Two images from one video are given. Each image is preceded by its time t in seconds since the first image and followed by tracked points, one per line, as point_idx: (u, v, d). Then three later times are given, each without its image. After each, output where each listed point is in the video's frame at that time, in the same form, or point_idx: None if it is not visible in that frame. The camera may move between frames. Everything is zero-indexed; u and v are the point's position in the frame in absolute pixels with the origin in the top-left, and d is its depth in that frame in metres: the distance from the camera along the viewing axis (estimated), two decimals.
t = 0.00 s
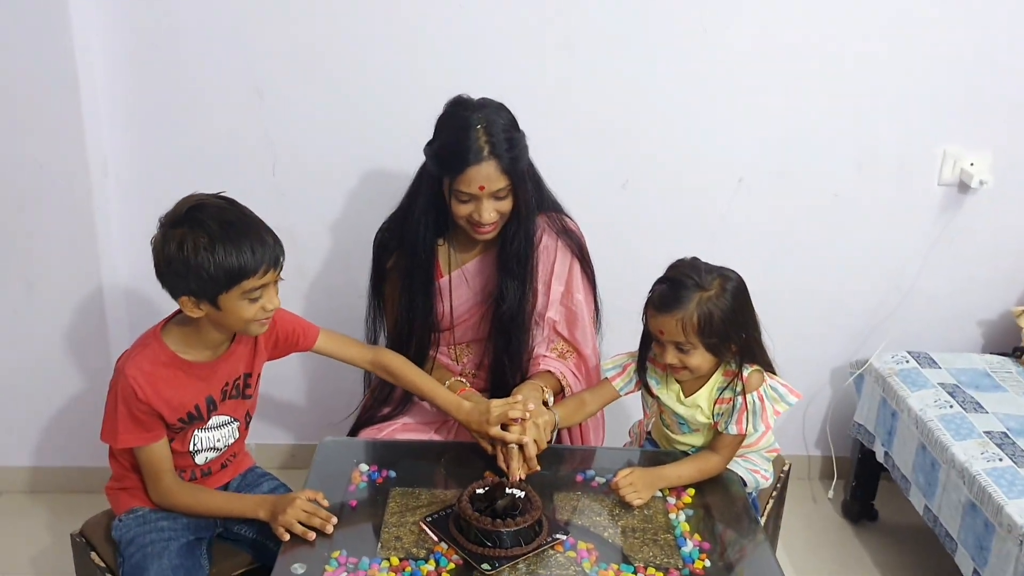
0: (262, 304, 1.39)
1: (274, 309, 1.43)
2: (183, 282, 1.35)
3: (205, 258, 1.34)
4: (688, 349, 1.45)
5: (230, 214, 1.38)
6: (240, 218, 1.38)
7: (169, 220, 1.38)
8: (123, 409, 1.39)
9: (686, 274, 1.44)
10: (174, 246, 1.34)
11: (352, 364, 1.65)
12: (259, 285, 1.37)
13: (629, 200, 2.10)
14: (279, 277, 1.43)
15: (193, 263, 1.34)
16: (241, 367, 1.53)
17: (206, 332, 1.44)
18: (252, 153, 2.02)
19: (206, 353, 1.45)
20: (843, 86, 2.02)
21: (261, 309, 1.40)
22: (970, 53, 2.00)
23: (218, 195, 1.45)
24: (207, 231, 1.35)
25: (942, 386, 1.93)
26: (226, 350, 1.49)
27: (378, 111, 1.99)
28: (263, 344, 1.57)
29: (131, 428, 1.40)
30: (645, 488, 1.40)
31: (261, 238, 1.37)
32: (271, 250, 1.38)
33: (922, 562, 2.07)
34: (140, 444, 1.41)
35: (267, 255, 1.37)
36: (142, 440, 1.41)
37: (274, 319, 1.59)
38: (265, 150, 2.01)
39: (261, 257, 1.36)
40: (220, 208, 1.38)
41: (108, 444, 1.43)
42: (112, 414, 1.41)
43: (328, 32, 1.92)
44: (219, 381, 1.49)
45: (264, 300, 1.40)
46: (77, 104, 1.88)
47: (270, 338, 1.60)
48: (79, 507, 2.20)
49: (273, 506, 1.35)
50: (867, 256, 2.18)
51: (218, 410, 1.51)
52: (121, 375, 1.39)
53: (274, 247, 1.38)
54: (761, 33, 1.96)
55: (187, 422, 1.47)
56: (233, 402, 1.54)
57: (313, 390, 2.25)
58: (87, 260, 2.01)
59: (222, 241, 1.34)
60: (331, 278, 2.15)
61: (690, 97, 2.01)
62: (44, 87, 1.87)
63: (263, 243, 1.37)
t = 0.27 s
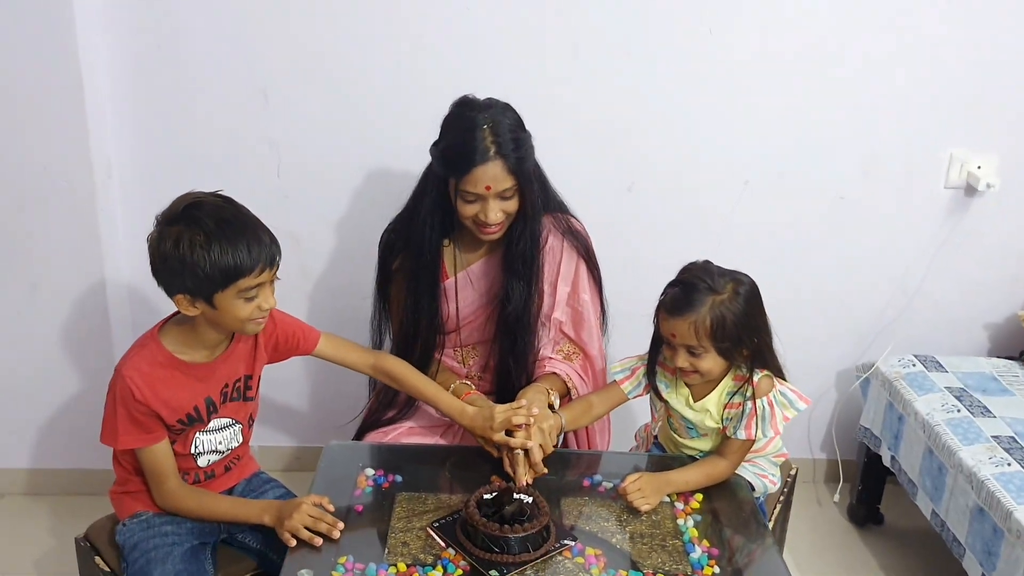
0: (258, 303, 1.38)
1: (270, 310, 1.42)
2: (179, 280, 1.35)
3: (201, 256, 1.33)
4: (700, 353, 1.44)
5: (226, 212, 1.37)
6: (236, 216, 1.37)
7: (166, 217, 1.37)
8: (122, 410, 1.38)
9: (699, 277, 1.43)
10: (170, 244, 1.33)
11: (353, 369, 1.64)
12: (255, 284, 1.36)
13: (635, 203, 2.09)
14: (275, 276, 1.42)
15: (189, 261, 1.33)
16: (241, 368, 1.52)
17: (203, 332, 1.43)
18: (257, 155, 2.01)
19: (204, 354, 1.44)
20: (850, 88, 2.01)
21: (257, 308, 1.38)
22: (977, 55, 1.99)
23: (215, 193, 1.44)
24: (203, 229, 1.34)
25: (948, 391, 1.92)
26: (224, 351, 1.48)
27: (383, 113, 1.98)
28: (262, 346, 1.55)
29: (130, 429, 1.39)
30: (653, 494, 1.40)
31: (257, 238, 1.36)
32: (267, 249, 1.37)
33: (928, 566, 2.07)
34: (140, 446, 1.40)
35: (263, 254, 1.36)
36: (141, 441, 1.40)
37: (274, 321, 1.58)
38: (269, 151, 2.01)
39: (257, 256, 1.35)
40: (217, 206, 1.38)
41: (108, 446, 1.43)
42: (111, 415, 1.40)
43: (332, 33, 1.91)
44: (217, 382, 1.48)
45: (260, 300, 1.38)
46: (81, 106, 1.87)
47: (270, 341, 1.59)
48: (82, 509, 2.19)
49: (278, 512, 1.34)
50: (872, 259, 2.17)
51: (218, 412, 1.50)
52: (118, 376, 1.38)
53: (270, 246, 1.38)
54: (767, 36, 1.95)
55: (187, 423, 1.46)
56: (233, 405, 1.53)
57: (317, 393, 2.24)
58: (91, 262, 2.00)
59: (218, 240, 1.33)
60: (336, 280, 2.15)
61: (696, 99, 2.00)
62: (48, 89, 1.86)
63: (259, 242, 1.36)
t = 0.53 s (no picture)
0: (255, 302, 1.37)
1: (268, 309, 1.40)
2: (175, 280, 1.33)
3: (196, 254, 1.32)
4: (711, 355, 1.44)
5: (223, 211, 1.36)
6: (232, 215, 1.36)
7: (160, 217, 1.36)
8: (123, 413, 1.37)
9: (713, 279, 1.43)
10: (165, 243, 1.32)
11: (356, 371, 1.63)
12: (251, 282, 1.35)
13: (640, 204, 2.09)
14: (272, 276, 1.40)
15: (184, 261, 1.32)
16: (242, 370, 1.50)
17: (201, 333, 1.41)
18: (261, 156, 2.00)
19: (202, 355, 1.43)
20: (856, 89, 2.00)
21: (254, 307, 1.37)
22: (983, 56, 1.99)
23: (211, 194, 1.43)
24: (197, 228, 1.32)
25: (955, 393, 1.91)
26: (224, 353, 1.46)
27: (388, 114, 1.98)
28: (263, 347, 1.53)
29: (131, 432, 1.38)
30: (662, 497, 1.39)
31: (253, 236, 1.35)
32: (264, 248, 1.36)
33: (934, 568, 2.06)
34: (144, 449, 1.39)
35: (260, 253, 1.35)
36: (144, 444, 1.39)
37: (275, 322, 1.57)
38: (274, 153, 2.00)
39: (254, 255, 1.34)
40: (212, 205, 1.36)
41: (111, 450, 1.41)
42: (112, 418, 1.39)
43: (336, 35, 1.90)
44: (218, 384, 1.46)
45: (257, 299, 1.37)
46: (84, 108, 1.87)
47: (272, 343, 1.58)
48: (86, 512, 2.18)
49: (285, 517, 1.34)
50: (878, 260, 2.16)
51: (220, 414, 1.48)
52: (118, 379, 1.37)
53: (266, 245, 1.37)
54: (771, 37, 1.94)
55: (189, 426, 1.44)
56: (235, 406, 1.50)
57: (322, 395, 2.24)
58: (96, 264, 2.00)
59: (213, 238, 1.32)
60: (340, 282, 2.14)
61: (701, 100, 1.99)
62: (51, 91, 1.85)
63: (255, 242, 1.35)
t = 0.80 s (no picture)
0: (251, 306, 1.35)
1: (264, 313, 1.38)
2: (169, 286, 1.31)
3: (189, 261, 1.30)
4: (718, 358, 1.45)
5: (216, 215, 1.33)
6: (226, 219, 1.34)
7: (153, 222, 1.34)
8: (123, 420, 1.36)
9: (723, 281, 1.43)
10: (158, 248, 1.30)
11: (358, 374, 1.63)
12: (246, 287, 1.33)
13: (642, 207, 2.09)
14: (267, 279, 1.39)
15: (178, 266, 1.30)
16: (241, 374, 1.49)
17: (198, 337, 1.40)
18: (262, 161, 2.00)
19: (199, 360, 1.41)
20: (857, 92, 2.00)
21: (250, 311, 1.35)
22: (984, 59, 1.99)
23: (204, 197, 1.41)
24: (191, 233, 1.30)
25: (957, 396, 1.91)
26: (223, 356, 1.45)
27: (389, 118, 1.97)
28: (262, 350, 1.52)
29: (131, 438, 1.37)
30: (665, 503, 1.39)
31: (247, 240, 1.33)
32: (257, 252, 1.34)
33: (937, 570, 2.06)
34: (145, 456, 1.37)
35: (253, 257, 1.33)
36: (145, 451, 1.37)
37: (275, 327, 1.56)
38: (275, 157, 2.00)
39: (247, 259, 1.32)
40: (205, 210, 1.34)
41: (112, 457, 1.40)
42: (112, 425, 1.38)
43: (337, 39, 1.90)
44: (218, 389, 1.45)
45: (253, 303, 1.35)
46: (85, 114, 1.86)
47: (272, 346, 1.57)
48: (88, 517, 2.18)
49: (288, 524, 1.33)
50: (879, 263, 2.16)
51: (221, 419, 1.47)
52: (117, 386, 1.36)
53: (260, 248, 1.34)
54: (773, 40, 1.94)
55: (189, 431, 1.43)
56: (235, 410, 1.49)
57: (323, 398, 2.24)
58: (97, 269, 1.99)
59: (207, 243, 1.30)
60: (341, 286, 2.14)
61: (702, 104, 1.99)
62: (52, 96, 1.85)
63: (249, 245, 1.33)
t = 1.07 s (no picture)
0: (250, 308, 1.34)
1: (263, 314, 1.37)
2: (167, 290, 1.30)
3: (186, 265, 1.28)
4: (721, 357, 1.44)
5: (211, 218, 1.32)
6: (222, 222, 1.33)
7: (150, 226, 1.33)
8: (123, 424, 1.35)
9: (729, 281, 1.43)
10: (155, 252, 1.29)
11: (357, 373, 1.62)
12: (244, 289, 1.32)
13: (641, 209, 2.08)
14: (265, 280, 1.37)
15: (175, 270, 1.29)
16: (241, 376, 1.48)
17: (198, 340, 1.39)
18: (260, 163, 1.99)
19: (199, 362, 1.40)
20: (857, 93, 2.00)
21: (249, 313, 1.34)
22: (983, 60, 1.99)
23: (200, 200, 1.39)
24: (187, 237, 1.29)
25: (957, 397, 1.91)
26: (223, 358, 1.44)
27: (388, 120, 1.97)
28: (262, 352, 1.51)
29: (131, 442, 1.36)
30: (666, 506, 1.38)
31: (243, 242, 1.31)
32: (254, 254, 1.32)
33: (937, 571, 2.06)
34: (144, 459, 1.36)
35: (251, 259, 1.32)
36: (144, 455, 1.36)
37: (274, 327, 1.55)
38: (273, 159, 1.99)
39: (245, 261, 1.31)
40: (200, 213, 1.33)
41: (112, 461, 1.39)
42: (112, 428, 1.37)
43: (336, 42, 1.90)
44: (218, 391, 1.44)
45: (251, 304, 1.34)
46: (84, 117, 1.85)
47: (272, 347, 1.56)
48: (86, 521, 2.17)
49: (288, 528, 1.32)
50: (879, 265, 2.16)
51: (221, 421, 1.46)
52: (116, 390, 1.34)
53: (257, 250, 1.33)
54: (772, 43, 1.94)
55: (189, 434, 1.42)
56: (235, 412, 1.48)
57: (323, 401, 2.23)
58: (94, 272, 1.98)
59: (203, 246, 1.29)
60: (340, 289, 2.13)
61: (702, 106, 1.99)
62: (50, 100, 1.84)
63: (246, 248, 1.31)
